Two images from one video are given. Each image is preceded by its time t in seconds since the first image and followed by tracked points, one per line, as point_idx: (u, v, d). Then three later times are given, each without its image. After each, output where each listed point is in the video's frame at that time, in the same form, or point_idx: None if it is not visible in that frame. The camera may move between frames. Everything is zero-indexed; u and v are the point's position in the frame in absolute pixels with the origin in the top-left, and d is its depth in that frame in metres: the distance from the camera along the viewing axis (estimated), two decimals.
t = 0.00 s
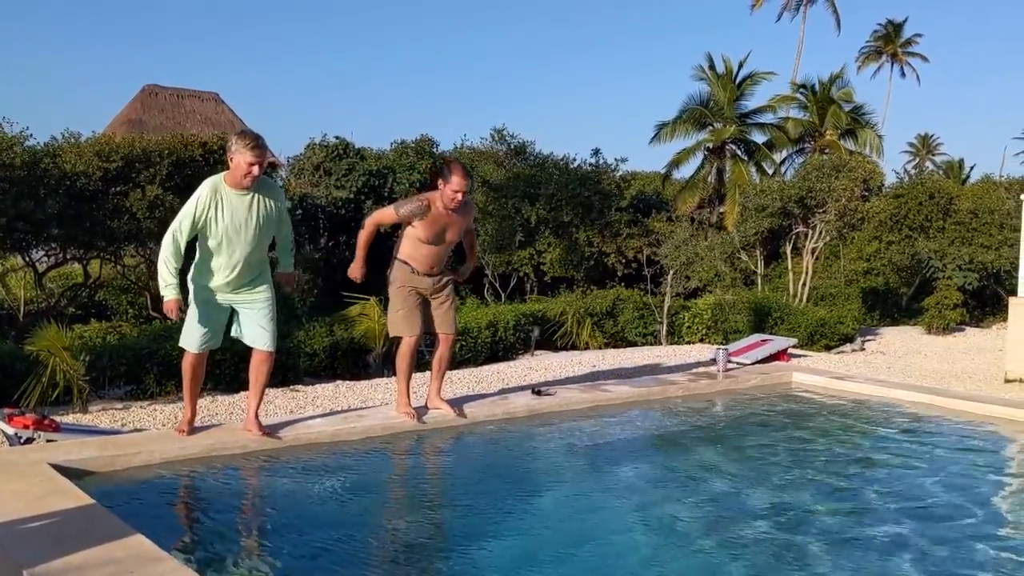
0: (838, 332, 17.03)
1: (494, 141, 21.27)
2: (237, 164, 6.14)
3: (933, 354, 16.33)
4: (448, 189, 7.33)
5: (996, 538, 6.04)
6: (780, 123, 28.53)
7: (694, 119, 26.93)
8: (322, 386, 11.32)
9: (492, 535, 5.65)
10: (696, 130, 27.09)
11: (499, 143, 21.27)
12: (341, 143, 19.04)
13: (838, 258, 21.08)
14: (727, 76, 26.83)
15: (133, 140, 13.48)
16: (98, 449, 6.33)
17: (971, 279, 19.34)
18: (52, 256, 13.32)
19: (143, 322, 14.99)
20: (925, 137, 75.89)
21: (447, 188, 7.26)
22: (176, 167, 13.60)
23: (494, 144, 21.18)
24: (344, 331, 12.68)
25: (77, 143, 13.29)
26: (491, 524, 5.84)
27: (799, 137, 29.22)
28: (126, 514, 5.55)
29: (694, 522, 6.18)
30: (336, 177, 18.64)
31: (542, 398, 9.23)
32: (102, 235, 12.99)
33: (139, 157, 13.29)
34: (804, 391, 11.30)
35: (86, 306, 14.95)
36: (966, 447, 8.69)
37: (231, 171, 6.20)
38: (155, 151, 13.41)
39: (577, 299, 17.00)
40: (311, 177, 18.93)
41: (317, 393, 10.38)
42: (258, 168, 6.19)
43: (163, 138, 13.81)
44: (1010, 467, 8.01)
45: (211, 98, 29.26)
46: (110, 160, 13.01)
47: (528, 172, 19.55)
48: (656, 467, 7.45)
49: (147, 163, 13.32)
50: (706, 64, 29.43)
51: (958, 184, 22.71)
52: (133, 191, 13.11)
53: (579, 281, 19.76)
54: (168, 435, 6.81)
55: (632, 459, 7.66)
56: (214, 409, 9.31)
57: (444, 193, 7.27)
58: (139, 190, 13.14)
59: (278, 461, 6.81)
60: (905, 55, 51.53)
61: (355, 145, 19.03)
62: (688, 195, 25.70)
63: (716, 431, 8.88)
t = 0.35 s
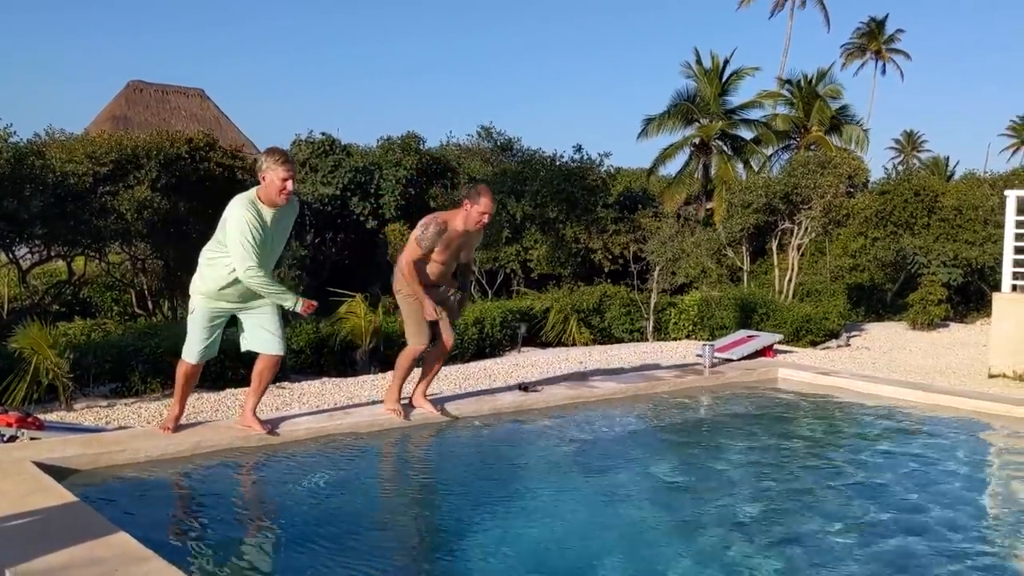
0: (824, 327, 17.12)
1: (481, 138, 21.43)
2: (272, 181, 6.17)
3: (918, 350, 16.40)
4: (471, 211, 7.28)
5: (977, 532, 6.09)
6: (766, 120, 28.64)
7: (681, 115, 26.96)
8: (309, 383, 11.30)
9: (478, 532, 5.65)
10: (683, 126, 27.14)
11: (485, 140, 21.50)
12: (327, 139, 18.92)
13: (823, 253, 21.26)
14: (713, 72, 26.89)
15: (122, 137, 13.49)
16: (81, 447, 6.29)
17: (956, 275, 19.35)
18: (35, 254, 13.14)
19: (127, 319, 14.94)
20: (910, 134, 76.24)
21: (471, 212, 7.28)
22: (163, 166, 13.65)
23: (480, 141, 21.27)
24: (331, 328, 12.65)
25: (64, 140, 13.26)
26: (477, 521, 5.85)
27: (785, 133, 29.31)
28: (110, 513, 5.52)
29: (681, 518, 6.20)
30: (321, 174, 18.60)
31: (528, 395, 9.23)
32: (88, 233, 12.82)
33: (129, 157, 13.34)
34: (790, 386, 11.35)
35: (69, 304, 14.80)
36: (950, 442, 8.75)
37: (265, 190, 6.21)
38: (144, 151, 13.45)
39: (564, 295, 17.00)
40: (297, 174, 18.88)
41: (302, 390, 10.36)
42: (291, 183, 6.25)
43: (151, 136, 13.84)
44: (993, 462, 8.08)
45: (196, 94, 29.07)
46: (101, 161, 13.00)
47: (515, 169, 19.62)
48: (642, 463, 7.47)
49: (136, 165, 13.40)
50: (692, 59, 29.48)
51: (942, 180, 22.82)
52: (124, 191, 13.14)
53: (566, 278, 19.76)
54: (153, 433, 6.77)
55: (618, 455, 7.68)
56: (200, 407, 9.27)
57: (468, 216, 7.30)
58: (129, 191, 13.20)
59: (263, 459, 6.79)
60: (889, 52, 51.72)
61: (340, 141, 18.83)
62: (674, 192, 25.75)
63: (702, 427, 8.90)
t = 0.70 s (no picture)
0: (795, 301, 17.21)
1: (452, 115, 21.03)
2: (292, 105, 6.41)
3: (888, 322, 16.57)
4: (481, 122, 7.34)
5: (944, 499, 6.21)
6: (738, 94, 28.71)
7: (654, 90, 26.94)
8: (284, 362, 11.25)
9: (453, 507, 5.68)
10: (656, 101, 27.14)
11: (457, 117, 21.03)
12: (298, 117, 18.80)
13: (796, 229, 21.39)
14: (686, 47, 26.88)
15: (89, 115, 13.22)
16: (51, 428, 6.23)
17: (926, 248, 19.67)
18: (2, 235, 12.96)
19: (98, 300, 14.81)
20: (881, 109, 76.73)
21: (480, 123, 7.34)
22: (130, 144, 13.41)
23: (452, 117, 20.94)
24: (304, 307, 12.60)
25: (30, 119, 13.12)
26: (452, 496, 5.88)
27: (757, 107, 29.42)
28: (81, 494, 5.48)
29: (653, 489, 6.25)
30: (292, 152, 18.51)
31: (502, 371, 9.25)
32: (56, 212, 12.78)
33: (97, 135, 13.13)
34: (762, 359, 11.46)
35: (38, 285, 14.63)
36: (918, 411, 8.89)
37: (285, 122, 6.47)
38: (111, 129, 13.24)
39: (538, 271, 17.01)
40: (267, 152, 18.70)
41: (275, 368, 10.32)
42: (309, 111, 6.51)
43: (119, 114, 13.68)
44: (959, 431, 8.22)
45: (163, 71, 28.61)
46: (70, 141, 12.82)
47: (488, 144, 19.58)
48: (615, 436, 7.51)
49: (105, 143, 13.18)
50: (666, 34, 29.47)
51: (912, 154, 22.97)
52: (92, 171, 12.84)
53: (540, 254, 19.75)
54: (124, 413, 6.71)
55: (592, 429, 7.73)
56: (172, 386, 9.21)
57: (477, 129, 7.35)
58: (97, 170, 12.89)
59: (236, 437, 6.76)
60: (859, 27, 51.92)
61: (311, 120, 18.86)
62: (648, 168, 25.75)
63: (675, 401, 8.97)
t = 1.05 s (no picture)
0: (757, 234, 17.35)
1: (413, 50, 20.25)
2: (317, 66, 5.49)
3: (849, 253, 16.78)
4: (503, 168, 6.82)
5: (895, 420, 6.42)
6: (701, 27, 28.55)
7: (616, 24, 26.71)
8: (249, 302, 11.20)
9: (417, 438, 5.76)
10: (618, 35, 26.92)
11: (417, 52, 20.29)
12: (254, 54, 18.45)
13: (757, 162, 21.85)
14: None
15: (35, 53, 12.92)
16: (13, 368, 6.20)
17: (885, 178, 19.93)
18: None
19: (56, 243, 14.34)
20: (845, 42, 76.55)
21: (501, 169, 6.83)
22: (79, 81, 13.03)
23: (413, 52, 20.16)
24: (266, 248, 12.51)
25: None
26: (417, 427, 5.95)
27: (720, 40, 29.29)
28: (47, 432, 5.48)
29: (615, 418, 6.38)
30: (250, 90, 18.17)
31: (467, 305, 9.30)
32: (7, 153, 12.48)
33: (42, 72, 12.75)
34: (725, 289, 11.61)
35: None
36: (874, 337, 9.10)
37: (316, 90, 5.52)
38: (59, 66, 12.87)
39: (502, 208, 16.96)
40: (223, 91, 18.35)
41: (239, 308, 10.28)
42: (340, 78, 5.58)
43: (66, 51, 13.28)
44: (914, 356, 8.45)
45: (114, 9, 27.87)
46: (15, 77, 12.49)
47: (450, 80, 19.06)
48: (577, 368, 7.62)
49: (51, 79, 12.80)
50: None
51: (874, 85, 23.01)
52: (42, 107, 12.56)
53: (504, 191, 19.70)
54: (88, 353, 6.69)
55: (556, 361, 7.85)
56: (137, 327, 9.16)
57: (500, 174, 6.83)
58: (48, 107, 12.59)
59: (200, 373, 6.77)
60: None
61: (268, 57, 18.54)
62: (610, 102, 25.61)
63: (637, 332, 9.10)
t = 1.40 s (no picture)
0: (708, 172, 17.48)
1: None
2: (307, 275, 6.84)
3: (797, 190, 16.98)
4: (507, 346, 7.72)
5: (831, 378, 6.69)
6: None
7: None
8: (197, 243, 11.07)
9: (363, 414, 5.91)
10: None
11: None
12: None
13: (709, 100, 21.86)
14: None
15: None
16: None
17: (832, 116, 20.18)
18: None
19: None
20: None
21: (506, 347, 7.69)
22: (12, 18, 12.55)
23: None
24: (213, 191, 12.28)
25: None
26: (360, 402, 6.10)
27: None
28: None
29: (558, 383, 6.57)
30: (192, 29, 17.68)
31: (416, 256, 9.36)
32: None
33: None
34: (675, 226, 11.74)
35: None
36: (818, 275, 9.33)
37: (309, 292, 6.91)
38: None
39: (453, 149, 16.80)
40: (165, 29, 17.97)
41: (188, 249, 10.13)
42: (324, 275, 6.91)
43: None
44: (855, 294, 8.69)
45: None
46: None
47: (398, 17, 18.39)
48: (523, 326, 7.77)
49: None
50: None
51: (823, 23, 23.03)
52: None
53: (454, 131, 19.49)
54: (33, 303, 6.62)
55: (503, 316, 7.99)
56: (83, 268, 9.02)
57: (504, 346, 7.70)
58: None
59: (145, 346, 6.80)
60: None
61: None
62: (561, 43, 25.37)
63: (588, 279, 9.23)
